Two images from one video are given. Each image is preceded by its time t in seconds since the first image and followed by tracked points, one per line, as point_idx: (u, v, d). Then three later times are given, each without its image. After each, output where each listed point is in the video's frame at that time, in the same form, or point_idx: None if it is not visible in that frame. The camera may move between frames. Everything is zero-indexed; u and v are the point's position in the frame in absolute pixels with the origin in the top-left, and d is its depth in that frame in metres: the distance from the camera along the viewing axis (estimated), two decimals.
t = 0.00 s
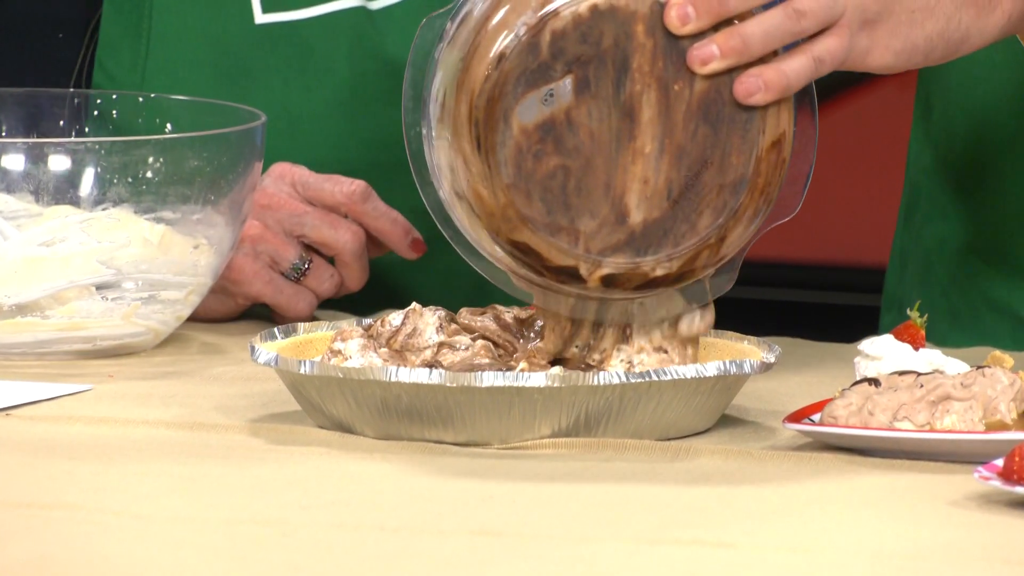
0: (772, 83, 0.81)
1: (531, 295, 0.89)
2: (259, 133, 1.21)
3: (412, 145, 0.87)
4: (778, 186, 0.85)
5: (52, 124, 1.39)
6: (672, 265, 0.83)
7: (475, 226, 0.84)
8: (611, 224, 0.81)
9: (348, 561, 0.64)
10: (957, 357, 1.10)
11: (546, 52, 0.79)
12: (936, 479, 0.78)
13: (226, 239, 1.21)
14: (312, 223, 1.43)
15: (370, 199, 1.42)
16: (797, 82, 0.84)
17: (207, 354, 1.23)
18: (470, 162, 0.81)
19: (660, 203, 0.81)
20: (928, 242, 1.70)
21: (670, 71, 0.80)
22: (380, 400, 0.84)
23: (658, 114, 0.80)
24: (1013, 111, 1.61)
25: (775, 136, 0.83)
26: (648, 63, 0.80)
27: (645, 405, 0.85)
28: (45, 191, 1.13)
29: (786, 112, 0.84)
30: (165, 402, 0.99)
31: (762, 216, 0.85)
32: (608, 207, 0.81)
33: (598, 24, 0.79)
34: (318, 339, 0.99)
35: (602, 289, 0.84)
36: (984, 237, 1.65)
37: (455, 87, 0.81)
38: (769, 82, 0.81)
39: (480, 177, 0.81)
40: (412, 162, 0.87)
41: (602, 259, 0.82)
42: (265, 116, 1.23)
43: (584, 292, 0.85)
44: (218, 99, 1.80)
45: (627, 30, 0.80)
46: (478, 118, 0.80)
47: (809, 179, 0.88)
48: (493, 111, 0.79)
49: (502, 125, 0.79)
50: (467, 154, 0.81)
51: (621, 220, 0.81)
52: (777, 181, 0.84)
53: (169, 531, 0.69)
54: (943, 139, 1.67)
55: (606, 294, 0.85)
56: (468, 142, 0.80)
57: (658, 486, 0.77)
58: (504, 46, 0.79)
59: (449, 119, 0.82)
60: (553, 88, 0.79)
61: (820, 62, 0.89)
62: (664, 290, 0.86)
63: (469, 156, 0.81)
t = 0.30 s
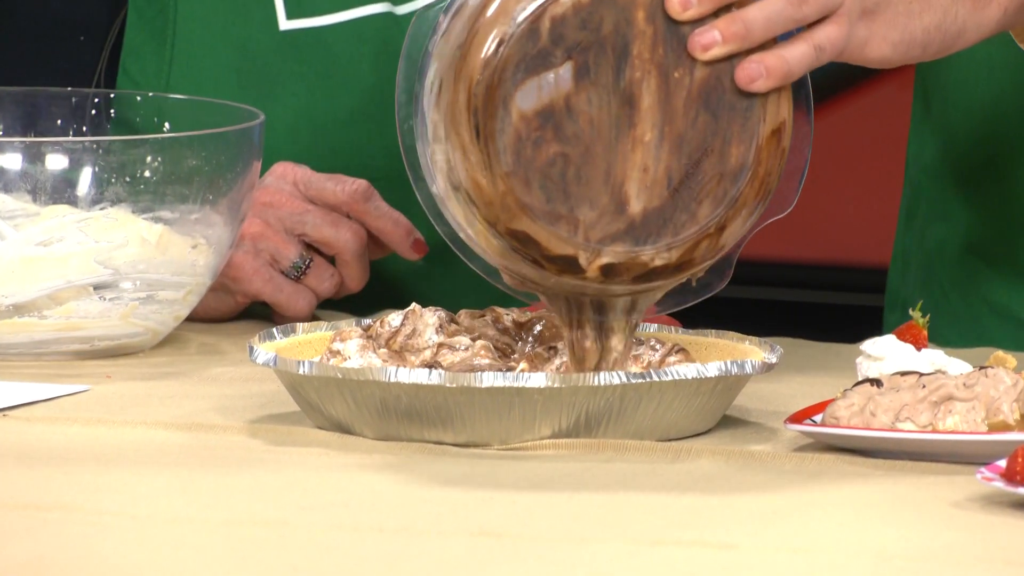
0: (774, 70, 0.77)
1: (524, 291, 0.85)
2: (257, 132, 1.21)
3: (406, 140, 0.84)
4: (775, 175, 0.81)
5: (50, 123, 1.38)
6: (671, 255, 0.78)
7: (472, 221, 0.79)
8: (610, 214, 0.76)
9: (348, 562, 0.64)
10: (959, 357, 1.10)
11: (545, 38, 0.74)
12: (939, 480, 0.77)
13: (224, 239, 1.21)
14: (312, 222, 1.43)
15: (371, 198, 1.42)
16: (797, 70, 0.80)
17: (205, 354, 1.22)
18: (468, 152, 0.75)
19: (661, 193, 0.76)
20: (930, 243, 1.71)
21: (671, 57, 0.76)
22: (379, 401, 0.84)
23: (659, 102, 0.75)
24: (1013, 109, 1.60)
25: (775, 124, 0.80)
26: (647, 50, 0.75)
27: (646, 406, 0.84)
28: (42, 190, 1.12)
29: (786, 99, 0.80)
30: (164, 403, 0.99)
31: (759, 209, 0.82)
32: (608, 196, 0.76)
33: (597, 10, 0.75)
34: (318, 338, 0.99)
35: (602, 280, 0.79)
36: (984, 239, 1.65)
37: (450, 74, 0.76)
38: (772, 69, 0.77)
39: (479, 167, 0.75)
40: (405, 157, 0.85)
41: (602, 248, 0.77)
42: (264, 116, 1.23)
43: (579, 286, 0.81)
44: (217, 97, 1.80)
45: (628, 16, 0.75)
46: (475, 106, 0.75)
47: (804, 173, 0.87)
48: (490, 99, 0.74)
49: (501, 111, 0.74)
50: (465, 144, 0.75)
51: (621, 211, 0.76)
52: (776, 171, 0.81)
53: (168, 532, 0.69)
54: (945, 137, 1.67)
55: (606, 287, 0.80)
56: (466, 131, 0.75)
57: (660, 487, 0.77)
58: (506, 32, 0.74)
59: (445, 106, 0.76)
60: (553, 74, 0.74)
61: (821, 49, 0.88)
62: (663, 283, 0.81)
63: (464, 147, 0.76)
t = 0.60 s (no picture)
0: (746, 58, 0.77)
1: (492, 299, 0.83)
2: (255, 131, 1.20)
3: (375, 142, 0.80)
4: (749, 167, 0.80)
5: (47, 122, 1.37)
6: (645, 249, 0.77)
7: (444, 218, 0.78)
8: (581, 208, 0.75)
9: (348, 563, 0.63)
10: (960, 357, 1.09)
11: (513, 30, 0.74)
12: (942, 482, 0.77)
13: (223, 240, 1.20)
14: (315, 221, 1.42)
15: (373, 199, 1.41)
16: (769, 59, 0.79)
17: (203, 355, 1.22)
18: (440, 149, 0.75)
19: (633, 184, 0.75)
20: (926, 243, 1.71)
21: (640, 48, 0.75)
22: (378, 401, 0.83)
23: (628, 93, 0.75)
24: (1010, 108, 1.61)
25: (746, 116, 0.78)
26: (616, 41, 0.75)
27: (646, 406, 0.84)
28: (39, 190, 1.12)
29: (757, 90, 0.80)
30: (162, 404, 0.98)
31: (733, 204, 0.80)
32: (580, 189, 0.74)
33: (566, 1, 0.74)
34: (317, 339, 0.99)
35: (575, 275, 0.77)
36: (979, 240, 1.65)
37: (421, 73, 0.76)
38: (743, 57, 0.77)
39: (450, 162, 0.75)
40: (374, 159, 0.81)
41: (575, 241, 0.76)
42: (262, 116, 1.23)
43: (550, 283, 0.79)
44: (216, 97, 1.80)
45: (596, 7, 0.75)
46: (444, 102, 0.74)
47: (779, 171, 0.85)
48: (460, 92, 0.74)
49: (471, 102, 0.74)
50: (435, 139, 0.75)
51: (593, 203, 0.75)
52: (750, 162, 0.79)
53: (167, 533, 0.68)
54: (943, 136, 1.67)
55: (581, 283, 0.78)
56: (436, 126, 0.75)
57: (660, 488, 0.76)
58: (472, 26, 0.74)
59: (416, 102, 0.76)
60: (523, 66, 0.74)
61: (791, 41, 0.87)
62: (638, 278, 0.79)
63: (435, 143, 0.75)
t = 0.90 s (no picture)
0: (721, 68, 0.79)
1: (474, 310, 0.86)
2: (253, 130, 1.20)
3: (352, 161, 0.83)
4: (727, 178, 0.83)
5: (44, 121, 1.37)
6: (623, 262, 0.81)
7: (421, 235, 0.81)
8: (559, 223, 0.79)
9: (344, 564, 0.63)
10: (960, 357, 1.09)
11: (486, 45, 0.77)
12: (943, 483, 0.76)
13: (222, 239, 1.20)
14: (318, 218, 1.41)
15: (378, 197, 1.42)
16: (746, 69, 0.81)
17: (202, 355, 1.21)
18: (415, 167, 0.78)
19: (609, 199, 0.79)
20: (915, 250, 1.72)
21: (614, 60, 0.78)
22: (377, 402, 0.83)
23: (603, 106, 0.78)
24: (999, 113, 1.61)
25: (723, 127, 0.81)
26: (591, 53, 0.78)
27: (648, 406, 0.83)
28: (36, 189, 1.12)
29: (734, 100, 0.82)
30: (160, 404, 0.98)
31: (712, 219, 0.84)
32: (557, 205, 0.79)
33: (538, 16, 0.78)
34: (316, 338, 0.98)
35: (554, 289, 0.81)
36: (969, 245, 1.66)
37: (394, 91, 0.79)
38: (718, 68, 0.79)
39: (426, 179, 0.78)
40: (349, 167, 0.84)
41: (553, 256, 0.80)
42: (260, 115, 1.22)
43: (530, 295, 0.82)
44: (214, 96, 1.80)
45: (569, 21, 0.78)
46: (420, 119, 0.78)
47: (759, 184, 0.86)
48: (434, 109, 0.77)
49: (445, 120, 0.77)
50: (409, 156, 0.79)
51: (570, 218, 0.79)
52: (728, 175, 0.83)
53: (164, 534, 0.68)
54: (931, 142, 1.67)
55: (559, 297, 0.82)
56: (411, 143, 0.78)
57: (659, 489, 0.76)
58: (445, 42, 0.77)
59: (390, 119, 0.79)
60: (495, 82, 0.77)
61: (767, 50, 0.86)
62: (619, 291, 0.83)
63: (409, 161, 0.79)
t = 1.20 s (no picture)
0: (651, 58, 0.77)
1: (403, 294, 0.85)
2: (253, 128, 1.20)
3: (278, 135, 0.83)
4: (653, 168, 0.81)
5: (41, 120, 1.36)
6: (544, 248, 0.79)
7: (345, 214, 0.80)
8: (480, 207, 0.77)
9: (343, 566, 0.62)
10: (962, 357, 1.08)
11: (416, 26, 0.76)
12: (946, 485, 0.76)
13: (220, 238, 1.20)
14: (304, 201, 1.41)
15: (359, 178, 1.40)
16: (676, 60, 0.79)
17: (200, 355, 1.21)
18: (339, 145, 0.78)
19: (532, 183, 0.77)
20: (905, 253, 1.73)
21: (544, 46, 0.77)
22: (377, 402, 0.82)
23: (530, 91, 0.76)
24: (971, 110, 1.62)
25: (650, 118, 0.79)
26: (519, 37, 0.76)
27: (649, 406, 0.83)
28: (34, 188, 1.11)
29: (662, 90, 0.80)
30: (159, 404, 0.97)
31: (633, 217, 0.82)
32: (478, 188, 0.77)
33: None
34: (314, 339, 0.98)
35: (474, 273, 0.80)
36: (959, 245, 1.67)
37: (322, 67, 0.78)
38: (648, 57, 0.77)
39: (350, 156, 0.78)
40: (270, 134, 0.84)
41: (474, 239, 0.78)
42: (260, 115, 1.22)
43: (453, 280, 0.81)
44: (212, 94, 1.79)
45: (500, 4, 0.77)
46: (347, 95, 0.77)
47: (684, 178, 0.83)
48: (361, 87, 0.76)
49: (371, 98, 0.76)
50: (335, 134, 0.78)
51: (492, 202, 0.77)
52: (654, 166, 0.81)
53: (163, 535, 0.67)
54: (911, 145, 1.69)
55: (480, 282, 0.81)
56: (337, 120, 0.78)
57: (661, 489, 0.75)
58: (374, 21, 0.77)
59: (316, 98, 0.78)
60: (422, 62, 0.76)
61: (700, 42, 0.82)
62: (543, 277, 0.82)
63: (335, 139, 0.78)
